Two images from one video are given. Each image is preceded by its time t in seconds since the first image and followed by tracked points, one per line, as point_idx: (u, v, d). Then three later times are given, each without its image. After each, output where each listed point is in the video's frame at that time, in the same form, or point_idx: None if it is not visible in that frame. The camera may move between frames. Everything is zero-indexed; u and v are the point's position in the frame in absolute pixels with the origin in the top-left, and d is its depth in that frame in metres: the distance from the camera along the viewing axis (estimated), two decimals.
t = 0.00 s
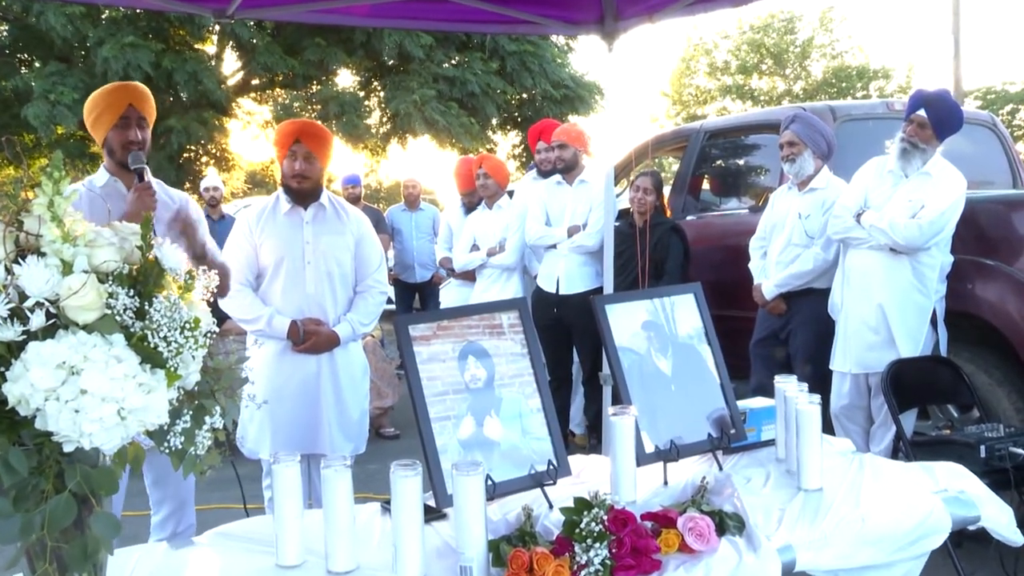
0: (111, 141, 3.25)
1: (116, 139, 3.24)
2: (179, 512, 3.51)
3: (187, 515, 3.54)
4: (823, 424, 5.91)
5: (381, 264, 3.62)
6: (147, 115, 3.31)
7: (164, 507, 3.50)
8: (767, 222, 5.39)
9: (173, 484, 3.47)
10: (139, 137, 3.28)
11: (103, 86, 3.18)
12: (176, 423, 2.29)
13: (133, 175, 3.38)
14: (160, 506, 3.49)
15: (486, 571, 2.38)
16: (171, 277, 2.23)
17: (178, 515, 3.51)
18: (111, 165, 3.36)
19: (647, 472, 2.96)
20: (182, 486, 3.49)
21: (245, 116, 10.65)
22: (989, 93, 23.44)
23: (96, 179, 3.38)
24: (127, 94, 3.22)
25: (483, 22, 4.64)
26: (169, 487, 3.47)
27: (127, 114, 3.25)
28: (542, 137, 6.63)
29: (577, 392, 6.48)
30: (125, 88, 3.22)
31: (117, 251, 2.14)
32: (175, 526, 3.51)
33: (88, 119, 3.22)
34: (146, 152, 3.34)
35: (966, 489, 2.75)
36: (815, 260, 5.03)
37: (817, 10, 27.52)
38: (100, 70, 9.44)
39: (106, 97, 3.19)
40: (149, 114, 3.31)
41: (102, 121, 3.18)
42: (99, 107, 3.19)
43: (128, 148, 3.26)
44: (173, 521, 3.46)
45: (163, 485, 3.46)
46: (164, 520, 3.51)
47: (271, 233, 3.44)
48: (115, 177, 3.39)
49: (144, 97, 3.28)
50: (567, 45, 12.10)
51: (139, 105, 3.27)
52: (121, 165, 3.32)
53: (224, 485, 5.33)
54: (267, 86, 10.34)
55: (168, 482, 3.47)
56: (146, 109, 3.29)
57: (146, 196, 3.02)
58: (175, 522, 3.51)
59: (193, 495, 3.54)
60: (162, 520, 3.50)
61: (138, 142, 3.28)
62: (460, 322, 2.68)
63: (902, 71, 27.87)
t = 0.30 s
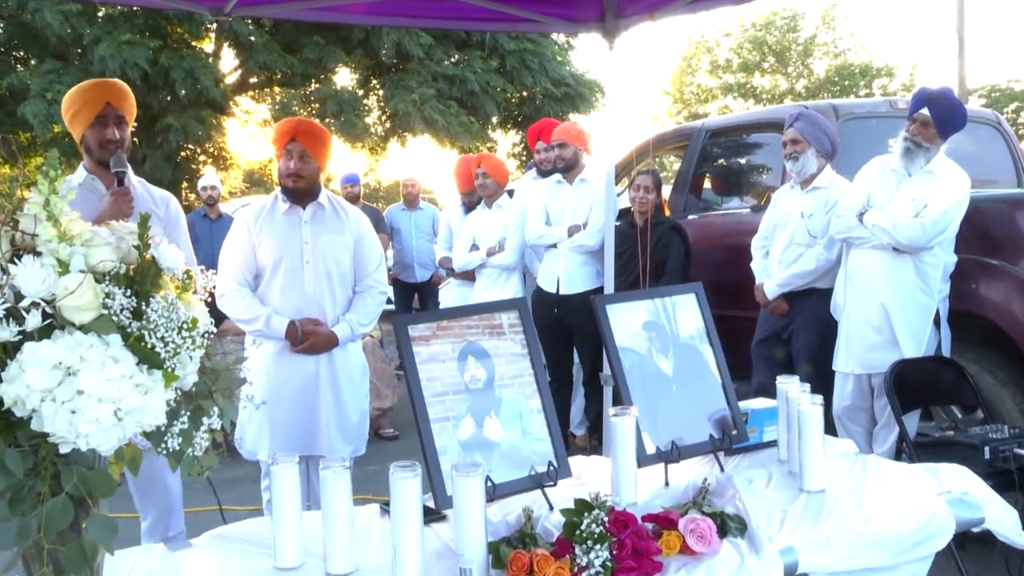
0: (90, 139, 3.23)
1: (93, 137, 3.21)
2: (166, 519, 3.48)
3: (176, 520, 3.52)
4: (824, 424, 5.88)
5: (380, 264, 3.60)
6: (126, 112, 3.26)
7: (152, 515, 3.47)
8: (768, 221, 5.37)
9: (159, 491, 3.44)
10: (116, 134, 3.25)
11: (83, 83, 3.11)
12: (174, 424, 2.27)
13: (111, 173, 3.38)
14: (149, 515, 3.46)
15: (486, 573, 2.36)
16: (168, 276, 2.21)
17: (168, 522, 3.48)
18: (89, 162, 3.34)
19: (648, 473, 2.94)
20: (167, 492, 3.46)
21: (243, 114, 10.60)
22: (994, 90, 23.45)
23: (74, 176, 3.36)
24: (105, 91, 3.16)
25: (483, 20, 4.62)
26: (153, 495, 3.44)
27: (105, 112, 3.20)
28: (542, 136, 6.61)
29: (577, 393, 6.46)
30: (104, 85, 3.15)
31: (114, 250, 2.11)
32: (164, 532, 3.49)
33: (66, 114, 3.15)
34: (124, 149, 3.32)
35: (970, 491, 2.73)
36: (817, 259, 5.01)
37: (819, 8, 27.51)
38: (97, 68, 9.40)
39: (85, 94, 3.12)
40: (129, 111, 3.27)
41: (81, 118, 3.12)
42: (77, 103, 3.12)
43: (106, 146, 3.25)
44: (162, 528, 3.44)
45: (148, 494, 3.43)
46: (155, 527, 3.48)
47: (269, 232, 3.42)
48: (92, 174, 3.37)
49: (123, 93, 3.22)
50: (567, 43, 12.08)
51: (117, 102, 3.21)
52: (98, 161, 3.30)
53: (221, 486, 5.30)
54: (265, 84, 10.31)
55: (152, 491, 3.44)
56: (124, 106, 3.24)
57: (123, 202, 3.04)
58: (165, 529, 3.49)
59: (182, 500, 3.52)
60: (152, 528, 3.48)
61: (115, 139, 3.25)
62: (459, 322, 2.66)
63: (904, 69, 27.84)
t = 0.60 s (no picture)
0: (69, 137, 3.20)
1: (73, 135, 3.18)
2: (154, 524, 3.45)
3: (166, 526, 3.49)
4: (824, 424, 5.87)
5: (378, 263, 3.57)
6: (107, 110, 3.23)
7: (141, 521, 3.45)
8: (769, 220, 5.35)
9: (145, 497, 3.42)
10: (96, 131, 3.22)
11: (61, 80, 3.07)
12: (170, 425, 2.25)
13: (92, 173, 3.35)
14: (138, 520, 3.45)
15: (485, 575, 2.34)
16: (164, 276, 2.20)
17: (157, 528, 3.46)
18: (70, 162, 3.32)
19: (648, 474, 2.92)
20: (154, 499, 3.43)
21: (239, 112, 10.51)
22: (997, 88, 23.48)
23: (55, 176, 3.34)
24: (84, 88, 3.12)
25: (482, 17, 4.59)
26: (139, 502, 3.41)
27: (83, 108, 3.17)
28: (541, 134, 6.60)
29: (576, 393, 6.44)
30: (82, 83, 3.12)
31: (110, 250, 2.09)
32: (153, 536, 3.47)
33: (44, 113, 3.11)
34: (104, 146, 3.29)
35: (973, 492, 2.71)
36: (819, 259, 4.99)
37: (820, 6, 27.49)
38: (92, 66, 9.34)
39: (64, 91, 3.09)
40: (110, 109, 3.24)
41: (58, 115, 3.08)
42: (55, 102, 3.08)
43: (86, 143, 3.22)
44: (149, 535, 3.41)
45: (134, 501, 3.41)
46: (145, 533, 3.47)
47: (266, 231, 3.39)
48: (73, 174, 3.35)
49: (103, 91, 3.19)
50: (567, 40, 12.06)
51: (97, 99, 3.18)
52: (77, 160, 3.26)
53: (219, 487, 5.27)
54: (262, 82, 10.31)
55: (138, 497, 3.41)
56: (102, 101, 3.19)
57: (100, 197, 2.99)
58: (154, 535, 3.47)
59: (171, 506, 3.49)
60: (141, 534, 3.46)
61: (95, 136, 3.22)
62: (458, 322, 2.64)
63: (905, 67, 27.81)
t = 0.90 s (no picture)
0: (68, 135, 3.16)
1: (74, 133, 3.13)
2: (152, 524, 3.43)
3: (164, 525, 3.47)
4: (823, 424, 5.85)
5: (376, 262, 3.54)
6: (105, 107, 3.19)
7: (138, 520, 3.42)
8: (768, 218, 5.33)
9: (145, 496, 3.39)
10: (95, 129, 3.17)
11: (59, 78, 3.00)
12: (164, 425, 2.23)
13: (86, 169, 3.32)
14: (135, 520, 3.41)
15: None
16: (159, 275, 2.18)
17: (155, 527, 3.43)
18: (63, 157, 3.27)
19: (647, 474, 2.90)
20: (151, 498, 3.40)
21: (235, 109, 10.41)
22: (999, 85, 23.42)
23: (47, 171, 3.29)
24: (85, 87, 3.06)
25: (480, 14, 4.57)
26: (137, 501, 3.38)
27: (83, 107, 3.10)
28: (538, 133, 6.58)
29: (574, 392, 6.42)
30: (79, 82, 3.04)
31: (103, 248, 2.06)
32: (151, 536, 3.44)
33: (39, 111, 3.04)
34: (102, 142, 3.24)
35: (973, 492, 2.69)
36: (818, 258, 4.97)
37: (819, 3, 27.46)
38: (86, 62, 9.28)
39: (62, 93, 3.01)
40: (108, 106, 3.19)
41: (56, 115, 3.01)
42: (53, 100, 3.01)
43: (84, 142, 3.19)
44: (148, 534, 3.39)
45: (131, 501, 3.38)
46: (142, 533, 3.44)
47: (262, 229, 3.36)
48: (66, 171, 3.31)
49: (102, 88, 3.13)
50: (565, 37, 12.04)
51: (96, 98, 3.12)
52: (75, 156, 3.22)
53: (216, 488, 5.25)
54: (257, 79, 10.29)
55: (135, 497, 3.38)
56: (99, 98, 3.12)
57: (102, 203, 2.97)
58: (152, 534, 3.44)
59: (168, 504, 3.46)
60: (139, 534, 3.43)
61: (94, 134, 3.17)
62: (455, 321, 2.61)
63: (904, 65, 27.78)
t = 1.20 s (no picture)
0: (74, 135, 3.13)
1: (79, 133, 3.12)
2: (151, 522, 3.40)
3: (161, 522, 3.44)
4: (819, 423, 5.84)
5: (370, 262, 3.51)
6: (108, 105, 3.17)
7: (137, 516, 3.38)
8: (765, 216, 5.31)
9: (145, 492, 3.37)
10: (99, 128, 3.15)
11: (62, 78, 2.95)
12: (155, 425, 2.21)
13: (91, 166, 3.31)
14: (133, 516, 3.38)
15: None
16: (150, 274, 2.16)
17: (153, 523, 3.40)
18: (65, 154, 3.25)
19: (642, 474, 2.87)
20: (152, 493, 3.39)
21: (227, 106, 10.41)
22: (996, 83, 23.44)
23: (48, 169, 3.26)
24: (90, 86, 3.02)
25: (475, 11, 4.54)
26: (138, 496, 3.36)
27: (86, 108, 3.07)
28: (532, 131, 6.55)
29: (569, 391, 6.40)
30: (82, 82, 3.00)
31: (93, 246, 2.03)
32: (149, 536, 3.39)
33: (40, 113, 2.99)
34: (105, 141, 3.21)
35: (971, 491, 2.67)
36: (815, 256, 4.95)
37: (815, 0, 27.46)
38: (75, 58, 9.21)
39: (63, 94, 2.96)
40: (110, 104, 3.18)
41: (59, 118, 2.97)
42: (56, 101, 2.96)
43: (92, 143, 3.18)
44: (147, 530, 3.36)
45: (133, 495, 3.35)
46: (140, 530, 3.40)
47: (254, 228, 3.32)
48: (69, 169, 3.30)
49: (104, 86, 3.11)
50: (560, 34, 12.03)
51: (101, 96, 3.11)
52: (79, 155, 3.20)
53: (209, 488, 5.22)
54: (250, 76, 10.24)
55: (137, 492, 3.36)
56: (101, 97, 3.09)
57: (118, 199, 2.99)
58: (151, 530, 3.41)
59: (167, 501, 3.44)
60: (136, 531, 3.39)
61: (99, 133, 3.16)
62: (450, 320, 2.59)
63: (902, 62, 27.72)
